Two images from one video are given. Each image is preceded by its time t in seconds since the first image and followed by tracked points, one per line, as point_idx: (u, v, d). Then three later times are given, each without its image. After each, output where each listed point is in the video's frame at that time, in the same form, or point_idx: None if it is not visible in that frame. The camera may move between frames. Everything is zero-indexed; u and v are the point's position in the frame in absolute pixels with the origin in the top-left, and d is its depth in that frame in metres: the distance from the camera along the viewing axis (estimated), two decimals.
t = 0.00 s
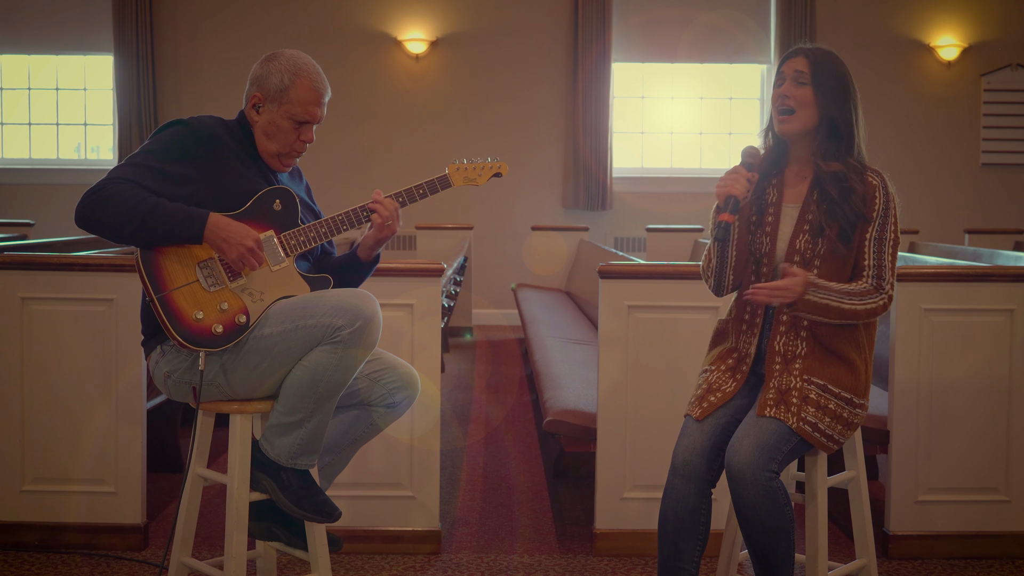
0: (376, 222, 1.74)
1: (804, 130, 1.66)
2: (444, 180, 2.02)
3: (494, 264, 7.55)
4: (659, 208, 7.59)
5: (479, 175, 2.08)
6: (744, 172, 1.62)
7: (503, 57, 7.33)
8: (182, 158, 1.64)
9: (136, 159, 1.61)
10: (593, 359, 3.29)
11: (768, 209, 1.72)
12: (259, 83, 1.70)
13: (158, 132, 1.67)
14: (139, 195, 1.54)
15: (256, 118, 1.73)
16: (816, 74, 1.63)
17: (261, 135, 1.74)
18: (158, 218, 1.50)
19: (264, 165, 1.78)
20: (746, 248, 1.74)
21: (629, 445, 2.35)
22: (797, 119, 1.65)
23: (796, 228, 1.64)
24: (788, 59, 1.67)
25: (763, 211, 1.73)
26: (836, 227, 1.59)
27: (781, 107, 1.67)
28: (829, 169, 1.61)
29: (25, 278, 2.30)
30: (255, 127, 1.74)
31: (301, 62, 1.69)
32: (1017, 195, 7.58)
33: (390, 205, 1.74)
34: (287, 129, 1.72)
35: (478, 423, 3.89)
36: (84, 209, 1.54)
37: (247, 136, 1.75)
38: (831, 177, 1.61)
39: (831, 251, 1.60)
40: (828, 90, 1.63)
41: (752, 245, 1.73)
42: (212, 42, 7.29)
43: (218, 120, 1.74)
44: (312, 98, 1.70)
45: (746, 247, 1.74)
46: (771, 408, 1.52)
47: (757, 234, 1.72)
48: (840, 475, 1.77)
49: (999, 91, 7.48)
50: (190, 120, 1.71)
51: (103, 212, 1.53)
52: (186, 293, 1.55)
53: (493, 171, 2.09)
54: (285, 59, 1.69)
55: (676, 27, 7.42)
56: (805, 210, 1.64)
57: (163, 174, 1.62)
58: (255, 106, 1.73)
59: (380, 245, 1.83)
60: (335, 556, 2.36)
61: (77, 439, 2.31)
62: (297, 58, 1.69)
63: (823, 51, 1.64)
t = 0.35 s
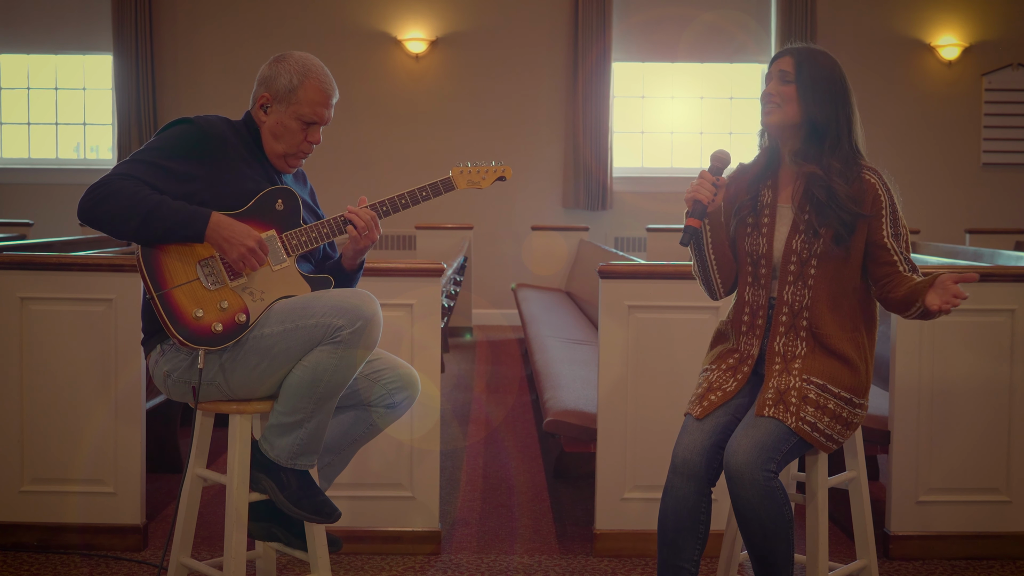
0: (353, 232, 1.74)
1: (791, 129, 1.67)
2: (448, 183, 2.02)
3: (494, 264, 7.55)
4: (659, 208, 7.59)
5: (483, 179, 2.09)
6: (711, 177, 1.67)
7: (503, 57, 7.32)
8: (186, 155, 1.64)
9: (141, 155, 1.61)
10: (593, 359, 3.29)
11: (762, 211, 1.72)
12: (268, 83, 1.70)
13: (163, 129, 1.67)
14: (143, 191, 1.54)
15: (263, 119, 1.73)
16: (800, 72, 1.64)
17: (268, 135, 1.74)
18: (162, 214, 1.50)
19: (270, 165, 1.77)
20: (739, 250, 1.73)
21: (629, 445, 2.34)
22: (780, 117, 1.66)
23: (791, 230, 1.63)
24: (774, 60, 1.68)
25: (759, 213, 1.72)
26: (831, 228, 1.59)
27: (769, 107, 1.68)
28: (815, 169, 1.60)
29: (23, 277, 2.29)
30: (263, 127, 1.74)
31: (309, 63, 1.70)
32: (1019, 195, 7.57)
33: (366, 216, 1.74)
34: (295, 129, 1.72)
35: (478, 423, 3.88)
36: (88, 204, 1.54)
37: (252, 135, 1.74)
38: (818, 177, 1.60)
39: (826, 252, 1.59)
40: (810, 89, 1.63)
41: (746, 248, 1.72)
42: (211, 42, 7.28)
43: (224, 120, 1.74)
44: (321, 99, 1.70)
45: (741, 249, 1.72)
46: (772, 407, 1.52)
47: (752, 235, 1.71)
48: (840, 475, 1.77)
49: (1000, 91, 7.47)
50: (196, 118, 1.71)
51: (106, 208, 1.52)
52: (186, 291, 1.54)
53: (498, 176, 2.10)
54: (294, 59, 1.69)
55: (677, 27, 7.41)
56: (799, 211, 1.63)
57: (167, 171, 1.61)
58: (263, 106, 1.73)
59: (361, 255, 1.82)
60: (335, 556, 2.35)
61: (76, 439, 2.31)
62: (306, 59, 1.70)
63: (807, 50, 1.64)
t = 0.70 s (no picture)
0: (353, 234, 1.74)
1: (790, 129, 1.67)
2: (449, 185, 2.02)
3: (494, 263, 7.54)
4: (660, 208, 7.58)
5: (485, 182, 2.08)
6: (715, 170, 1.67)
7: (503, 56, 7.32)
8: (190, 154, 1.64)
9: (145, 153, 1.60)
10: (593, 359, 3.28)
11: (763, 210, 1.71)
12: (275, 84, 1.70)
13: (167, 128, 1.67)
14: (146, 188, 1.53)
15: (269, 120, 1.73)
16: (804, 72, 1.63)
17: (274, 136, 1.74)
18: (166, 213, 1.50)
19: (273, 166, 1.77)
20: (740, 249, 1.72)
21: (629, 446, 2.33)
22: (784, 116, 1.66)
23: (793, 228, 1.63)
24: (776, 60, 1.67)
25: (759, 212, 1.72)
26: (833, 223, 1.58)
27: (772, 107, 1.67)
28: (821, 167, 1.61)
29: (22, 277, 2.29)
30: (268, 127, 1.74)
31: (317, 65, 1.70)
32: (1020, 194, 7.56)
33: (367, 218, 1.74)
34: (302, 130, 1.72)
35: (478, 424, 3.88)
36: (91, 200, 1.54)
37: (257, 135, 1.74)
38: (824, 174, 1.60)
39: (829, 249, 1.59)
40: (814, 88, 1.63)
41: (746, 247, 1.71)
42: (210, 42, 7.28)
43: (227, 120, 1.73)
44: (328, 101, 1.70)
45: (741, 248, 1.72)
46: (773, 406, 1.51)
47: (753, 234, 1.71)
48: (840, 476, 1.76)
49: (1001, 91, 7.47)
50: (200, 117, 1.70)
51: (109, 204, 1.52)
52: (187, 289, 1.54)
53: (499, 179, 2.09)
54: (302, 61, 1.69)
55: (677, 26, 7.41)
56: (801, 209, 1.63)
57: (171, 170, 1.61)
58: (269, 107, 1.72)
59: (361, 257, 1.82)
60: (334, 557, 2.35)
61: (75, 439, 2.31)
62: (314, 61, 1.70)
63: (803, 47, 1.65)
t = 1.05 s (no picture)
0: (352, 235, 1.73)
1: (788, 129, 1.66)
2: (450, 186, 2.01)
3: (494, 263, 7.53)
4: (660, 208, 7.58)
5: (485, 183, 2.08)
6: (717, 168, 1.66)
7: (502, 56, 7.31)
8: (190, 154, 1.63)
9: (145, 152, 1.60)
10: (593, 359, 3.28)
11: (762, 211, 1.71)
12: (278, 83, 1.70)
13: (168, 127, 1.66)
14: (147, 188, 1.53)
15: (273, 119, 1.73)
16: (791, 74, 1.62)
17: (277, 135, 1.73)
18: (166, 212, 1.49)
19: (276, 165, 1.77)
20: (740, 251, 1.72)
21: (629, 446, 2.33)
22: (776, 119, 1.65)
23: (791, 230, 1.62)
24: (764, 62, 1.66)
25: (758, 213, 1.72)
26: (832, 226, 1.58)
27: (763, 110, 1.67)
28: (815, 170, 1.60)
29: (21, 277, 2.28)
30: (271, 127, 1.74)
31: (319, 65, 1.70)
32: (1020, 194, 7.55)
33: (367, 218, 1.73)
34: (305, 129, 1.72)
35: (478, 424, 3.88)
36: (91, 200, 1.53)
37: (259, 135, 1.74)
38: (819, 177, 1.60)
39: (828, 252, 1.59)
40: (805, 90, 1.62)
41: (746, 249, 1.71)
42: (209, 41, 7.27)
43: (229, 119, 1.73)
44: (331, 100, 1.70)
45: (742, 250, 1.72)
46: (773, 407, 1.51)
47: (753, 236, 1.70)
48: (841, 476, 1.76)
49: (1002, 90, 7.46)
50: (201, 117, 1.70)
51: (110, 203, 1.52)
52: (188, 289, 1.53)
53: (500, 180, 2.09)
54: (305, 60, 1.69)
55: (677, 26, 7.40)
56: (799, 211, 1.62)
57: (172, 169, 1.60)
58: (272, 106, 1.72)
59: (361, 258, 1.81)
60: (334, 557, 2.34)
61: (74, 439, 2.30)
62: (316, 61, 1.70)
63: (797, 48, 1.64)
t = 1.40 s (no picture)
0: (352, 234, 1.72)
1: (785, 129, 1.66)
2: (449, 186, 2.01)
3: (494, 263, 7.53)
4: (660, 208, 7.57)
5: (485, 183, 2.07)
6: (719, 163, 1.65)
7: (502, 56, 7.31)
8: (189, 153, 1.62)
9: (144, 152, 1.59)
10: (593, 359, 3.28)
11: (760, 211, 1.71)
12: (278, 83, 1.70)
13: (167, 127, 1.66)
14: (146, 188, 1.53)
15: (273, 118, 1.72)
16: (788, 73, 1.62)
17: (278, 135, 1.73)
18: (166, 212, 1.49)
19: (276, 165, 1.76)
20: (739, 250, 1.72)
21: (630, 447, 2.32)
22: (774, 119, 1.65)
23: (790, 230, 1.62)
24: (761, 61, 1.66)
25: (756, 213, 1.71)
26: (830, 226, 1.58)
27: (760, 109, 1.66)
28: (812, 170, 1.60)
29: (19, 277, 2.28)
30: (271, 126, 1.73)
31: (319, 64, 1.70)
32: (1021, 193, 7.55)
33: (367, 218, 1.73)
34: (306, 128, 1.72)
35: (478, 424, 3.87)
36: (91, 200, 1.53)
37: (258, 134, 1.73)
38: (816, 177, 1.59)
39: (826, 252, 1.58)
40: (801, 89, 1.62)
41: (746, 248, 1.70)
42: (208, 41, 7.27)
43: (228, 119, 1.72)
44: (331, 99, 1.70)
45: (740, 250, 1.71)
46: (773, 408, 1.50)
47: (751, 236, 1.70)
48: (842, 477, 1.75)
49: (1002, 90, 7.46)
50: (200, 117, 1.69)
51: (110, 204, 1.51)
52: (187, 289, 1.53)
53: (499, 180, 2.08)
54: (305, 59, 1.69)
55: (677, 26, 7.40)
56: (797, 211, 1.62)
57: (171, 169, 1.60)
58: (272, 106, 1.72)
59: (361, 257, 1.81)
60: (334, 558, 2.34)
61: (73, 439, 2.30)
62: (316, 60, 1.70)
63: (793, 47, 1.64)
